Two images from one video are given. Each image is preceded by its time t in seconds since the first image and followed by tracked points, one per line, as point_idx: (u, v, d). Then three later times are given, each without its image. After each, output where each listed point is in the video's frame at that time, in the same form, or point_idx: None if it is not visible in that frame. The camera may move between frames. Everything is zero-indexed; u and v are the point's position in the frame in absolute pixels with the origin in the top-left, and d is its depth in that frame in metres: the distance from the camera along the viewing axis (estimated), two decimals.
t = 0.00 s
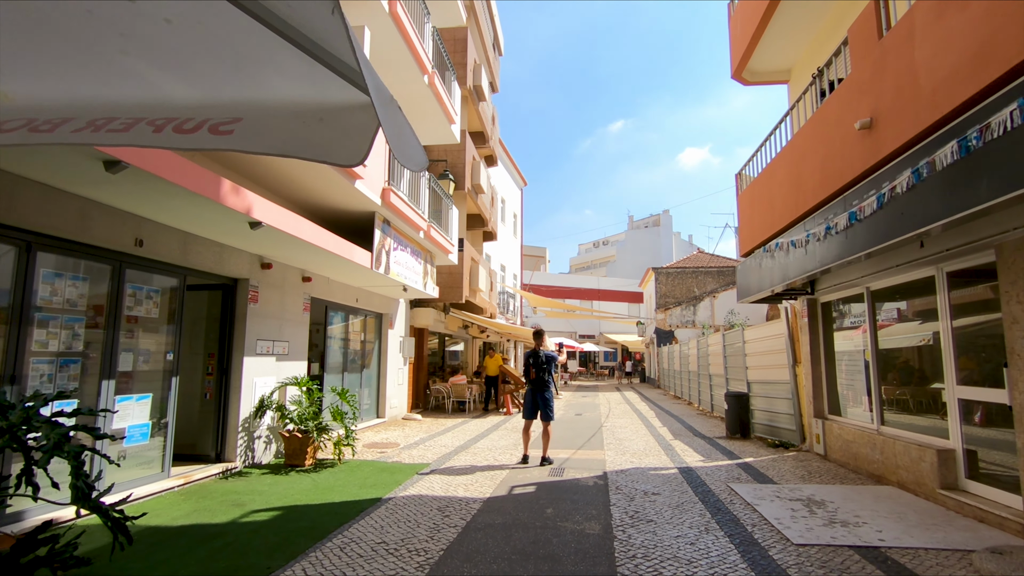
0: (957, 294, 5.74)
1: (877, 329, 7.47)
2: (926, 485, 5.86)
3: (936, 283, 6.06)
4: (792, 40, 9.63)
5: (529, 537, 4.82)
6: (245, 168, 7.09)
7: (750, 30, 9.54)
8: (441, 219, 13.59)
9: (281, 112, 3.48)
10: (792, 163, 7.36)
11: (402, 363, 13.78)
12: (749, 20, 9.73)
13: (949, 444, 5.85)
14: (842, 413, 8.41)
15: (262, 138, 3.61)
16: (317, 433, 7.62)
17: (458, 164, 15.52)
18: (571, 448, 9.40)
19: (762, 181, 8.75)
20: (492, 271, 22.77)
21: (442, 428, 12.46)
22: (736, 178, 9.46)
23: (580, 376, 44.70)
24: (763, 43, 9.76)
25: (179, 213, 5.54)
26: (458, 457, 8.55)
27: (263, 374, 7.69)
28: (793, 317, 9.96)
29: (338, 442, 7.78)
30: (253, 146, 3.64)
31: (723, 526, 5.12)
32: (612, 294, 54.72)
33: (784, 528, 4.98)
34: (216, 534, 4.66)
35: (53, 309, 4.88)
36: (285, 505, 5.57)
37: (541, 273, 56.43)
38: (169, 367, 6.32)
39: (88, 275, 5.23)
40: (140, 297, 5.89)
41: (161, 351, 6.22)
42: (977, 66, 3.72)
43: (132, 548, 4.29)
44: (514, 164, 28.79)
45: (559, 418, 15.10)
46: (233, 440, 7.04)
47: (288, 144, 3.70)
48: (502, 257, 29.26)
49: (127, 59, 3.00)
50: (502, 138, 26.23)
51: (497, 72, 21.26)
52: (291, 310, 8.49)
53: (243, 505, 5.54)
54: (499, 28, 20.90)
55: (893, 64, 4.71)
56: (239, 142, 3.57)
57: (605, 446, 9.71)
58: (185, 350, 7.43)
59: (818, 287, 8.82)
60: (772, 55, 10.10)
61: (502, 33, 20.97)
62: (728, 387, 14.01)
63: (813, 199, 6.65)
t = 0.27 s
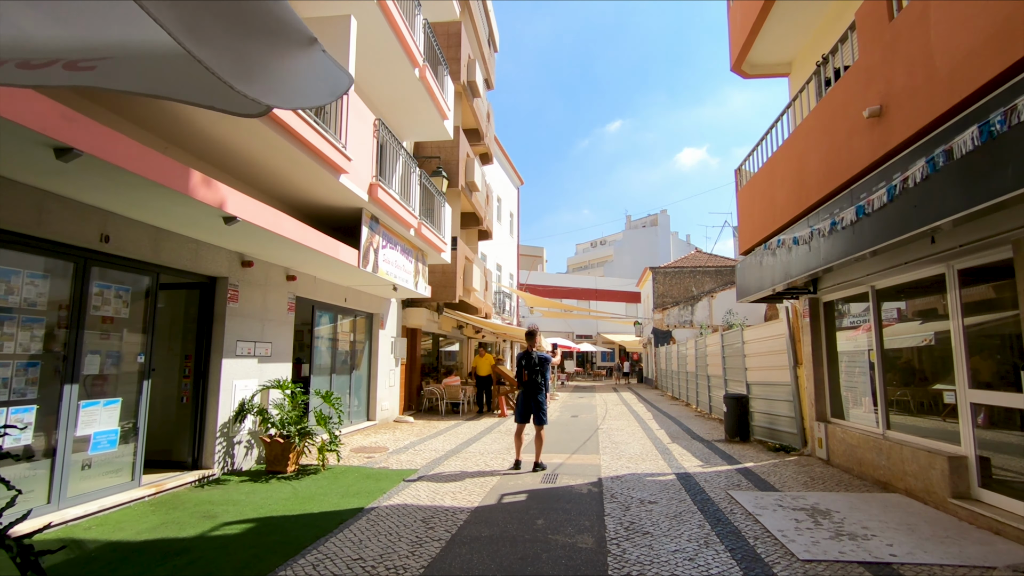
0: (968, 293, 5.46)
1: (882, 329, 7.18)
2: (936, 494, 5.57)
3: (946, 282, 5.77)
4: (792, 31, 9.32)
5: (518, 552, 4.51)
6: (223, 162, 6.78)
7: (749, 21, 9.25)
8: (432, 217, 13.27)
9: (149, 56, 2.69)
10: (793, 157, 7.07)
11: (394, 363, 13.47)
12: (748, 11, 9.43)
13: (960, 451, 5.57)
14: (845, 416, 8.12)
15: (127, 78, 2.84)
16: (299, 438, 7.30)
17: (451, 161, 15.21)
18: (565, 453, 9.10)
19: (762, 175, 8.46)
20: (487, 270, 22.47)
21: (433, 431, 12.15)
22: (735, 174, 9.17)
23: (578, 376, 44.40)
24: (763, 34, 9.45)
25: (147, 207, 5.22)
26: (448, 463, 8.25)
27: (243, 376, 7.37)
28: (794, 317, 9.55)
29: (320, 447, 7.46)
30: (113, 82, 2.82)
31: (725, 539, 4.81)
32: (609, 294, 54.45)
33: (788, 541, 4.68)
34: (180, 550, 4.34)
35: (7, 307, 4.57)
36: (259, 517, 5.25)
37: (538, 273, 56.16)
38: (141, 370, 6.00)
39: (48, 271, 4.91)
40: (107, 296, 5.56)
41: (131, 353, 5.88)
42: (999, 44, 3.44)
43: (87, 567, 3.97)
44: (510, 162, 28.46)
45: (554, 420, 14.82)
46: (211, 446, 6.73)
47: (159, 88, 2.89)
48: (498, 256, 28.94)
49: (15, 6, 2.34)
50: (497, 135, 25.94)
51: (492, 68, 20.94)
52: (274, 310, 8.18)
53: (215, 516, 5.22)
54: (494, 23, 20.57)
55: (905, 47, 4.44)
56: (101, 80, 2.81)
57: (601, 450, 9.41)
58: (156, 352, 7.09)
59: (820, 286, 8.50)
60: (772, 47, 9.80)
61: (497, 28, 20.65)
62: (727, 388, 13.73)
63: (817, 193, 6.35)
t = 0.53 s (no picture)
0: (982, 291, 5.19)
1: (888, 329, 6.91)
2: (948, 502, 5.30)
3: (958, 279, 5.51)
4: (793, 23, 9.05)
5: (507, 566, 4.23)
6: (202, 155, 6.48)
7: (750, 11, 8.98)
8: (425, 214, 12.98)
9: None
10: (797, 149, 6.81)
11: (386, 364, 13.18)
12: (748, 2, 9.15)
13: (973, 456, 5.30)
14: (849, 420, 7.84)
15: None
16: (282, 442, 7.00)
17: (445, 158, 14.93)
18: (561, 457, 8.82)
19: (764, 170, 8.20)
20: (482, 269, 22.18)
21: (426, 434, 11.86)
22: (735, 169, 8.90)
23: (575, 376, 44.13)
24: (763, 26, 9.18)
25: (116, 199, 4.93)
26: (438, 468, 7.96)
27: (224, 378, 7.08)
28: (796, 317, 9.22)
29: (305, 452, 7.16)
30: None
31: (726, 551, 4.54)
32: (606, 294, 54.21)
33: (794, 553, 4.41)
34: (145, 566, 4.05)
35: None
36: (234, 527, 4.96)
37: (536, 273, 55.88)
38: (113, 372, 5.70)
39: (7, 267, 4.62)
40: (75, 294, 5.27)
41: (101, 354, 5.57)
42: None
43: None
44: (506, 159, 28.22)
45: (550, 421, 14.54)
46: (189, 451, 6.44)
47: None
48: (495, 255, 28.66)
49: None
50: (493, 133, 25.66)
51: (487, 65, 20.68)
52: (259, 310, 7.90)
53: (187, 527, 4.93)
54: (489, 19, 20.31)
55: (920, 28, 4.19)
56: None
57: (597, 454, 9.12)
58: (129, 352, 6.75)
59: (824, 284, 8.20)
60: (772, 38, 9.53)
61: (493, 24, 20.39)
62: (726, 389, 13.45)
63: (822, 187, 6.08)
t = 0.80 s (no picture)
0: (1000, 286, 4.92)
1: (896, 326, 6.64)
2: (964, 509, 5.03)
3: (974, 274, 5.23)
4: (796, 12, 8.78)
5: None
6: (179, 143, 6.19)
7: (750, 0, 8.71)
8: (418, 211, 12.70)
9: None
10: (803, 139, 6.55)
11: (379, 364, 12.88)
12: None
13: (990, 461, 5.03)
14: (855, 421, 7.57)
15: None
16: (264, 446, 6.71)
17: (440, 153, 14.64)
18: (556, 460, 8.53)
19: (767, 162, 7.92)
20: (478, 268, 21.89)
21: (419, 435, 11.57)
22: (736, 162, 8.63)
23: (573, 376, 43.84)
24: (765, 15, 8.91)
25: (80, 188, 4.63)
26: (429, 472, 7.67)
27: (205, 379, 6.79)
28: (799, 315, 8.92)
29: (288, 455, 6.87)
30: None
31: (730, 563, 4.25)
32: (605, 293, 53.95)
33: (802, 566, 4.13)
34: None
35: None
36: (207, 538, 4.66)
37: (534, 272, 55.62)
38: (82, 372, 5.38)
39: None
40: (38, 289, 4.97)
41: (66, 353, 5.25)
42: None
43: None
44: (503, 157, 27.97)
45: (547, 423, 14.26)
46: (166, 455, 6.15)
47: None
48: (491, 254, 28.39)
49: None
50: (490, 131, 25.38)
51: (483, 61, 20.43)
52: (242, 308, 7.60)
53: (156, 537, 4.63)
54: (485, 14, 20.05)
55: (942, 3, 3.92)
56: None
57: (594, 457, 8.84)
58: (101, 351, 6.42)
59: (829, 281, 7.92)
60: (774, 28, 9.25)
61: (488, 19, 20.13)
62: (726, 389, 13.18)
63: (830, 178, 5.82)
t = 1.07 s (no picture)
0: (1018, 285, 4.65)
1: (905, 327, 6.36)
2: (979, 520, 4.77)
3: (989, 272, 4.96)
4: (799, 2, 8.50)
5: None
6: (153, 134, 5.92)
7: None
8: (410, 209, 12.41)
9: None
10: (807, 131, 6.28)
11: (372, 366, 12.60)
12: None
13: (1007, 469, 4.76)
14: (860, 426, 7.30)
15: None
16: (246, 452, 6.42)
17: (434, 151, 14.37)
18: (552, 465, 8.26)
19: (769, 157, 7.64)
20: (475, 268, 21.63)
21: (412, 439, 11.29)
22: (737, 157, 8.36)
23: (571, 377, 43.61)
24: (766, 6, 8.64)
25: (41, 179, 4.35)
26: (419, 478, 7.40)
27: (183, 382, 6.51)
28: (802, 316, 8.64)
29: (271, 462, 6.58)
30: None
31: None
32: (603, 293, 53.71)
33: None
34: None
35: None
36: (177, 552, 4.38)
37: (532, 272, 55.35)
38: (49, 375, 5.09)
39: None
40: None
41: (31, 356, 4.96)
42: None
43: None
44: (500, 156, 27.72)
45: (543, 425, 13.99)
46: (141, 461, 5.87)
47: None
48: (489, 253, 28.11)
49: None
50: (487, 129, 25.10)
51: (479, 57, 20.16)
52: (225, 308, 7.31)
53: (123, 552, 4.35)
54: (482, 10, 19.79)
55: None
56: None
57: (590, 462, 8.57)
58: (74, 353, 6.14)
59: (833, 280, 7.64)
60: (776, 20, 8.98)
61: (485, 15, 19.87)
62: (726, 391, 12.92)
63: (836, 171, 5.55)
